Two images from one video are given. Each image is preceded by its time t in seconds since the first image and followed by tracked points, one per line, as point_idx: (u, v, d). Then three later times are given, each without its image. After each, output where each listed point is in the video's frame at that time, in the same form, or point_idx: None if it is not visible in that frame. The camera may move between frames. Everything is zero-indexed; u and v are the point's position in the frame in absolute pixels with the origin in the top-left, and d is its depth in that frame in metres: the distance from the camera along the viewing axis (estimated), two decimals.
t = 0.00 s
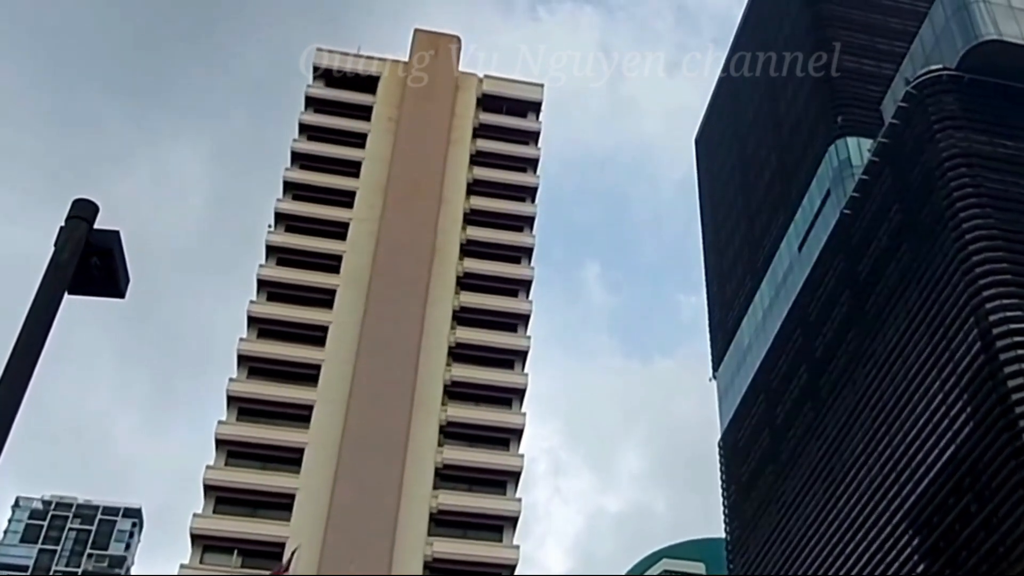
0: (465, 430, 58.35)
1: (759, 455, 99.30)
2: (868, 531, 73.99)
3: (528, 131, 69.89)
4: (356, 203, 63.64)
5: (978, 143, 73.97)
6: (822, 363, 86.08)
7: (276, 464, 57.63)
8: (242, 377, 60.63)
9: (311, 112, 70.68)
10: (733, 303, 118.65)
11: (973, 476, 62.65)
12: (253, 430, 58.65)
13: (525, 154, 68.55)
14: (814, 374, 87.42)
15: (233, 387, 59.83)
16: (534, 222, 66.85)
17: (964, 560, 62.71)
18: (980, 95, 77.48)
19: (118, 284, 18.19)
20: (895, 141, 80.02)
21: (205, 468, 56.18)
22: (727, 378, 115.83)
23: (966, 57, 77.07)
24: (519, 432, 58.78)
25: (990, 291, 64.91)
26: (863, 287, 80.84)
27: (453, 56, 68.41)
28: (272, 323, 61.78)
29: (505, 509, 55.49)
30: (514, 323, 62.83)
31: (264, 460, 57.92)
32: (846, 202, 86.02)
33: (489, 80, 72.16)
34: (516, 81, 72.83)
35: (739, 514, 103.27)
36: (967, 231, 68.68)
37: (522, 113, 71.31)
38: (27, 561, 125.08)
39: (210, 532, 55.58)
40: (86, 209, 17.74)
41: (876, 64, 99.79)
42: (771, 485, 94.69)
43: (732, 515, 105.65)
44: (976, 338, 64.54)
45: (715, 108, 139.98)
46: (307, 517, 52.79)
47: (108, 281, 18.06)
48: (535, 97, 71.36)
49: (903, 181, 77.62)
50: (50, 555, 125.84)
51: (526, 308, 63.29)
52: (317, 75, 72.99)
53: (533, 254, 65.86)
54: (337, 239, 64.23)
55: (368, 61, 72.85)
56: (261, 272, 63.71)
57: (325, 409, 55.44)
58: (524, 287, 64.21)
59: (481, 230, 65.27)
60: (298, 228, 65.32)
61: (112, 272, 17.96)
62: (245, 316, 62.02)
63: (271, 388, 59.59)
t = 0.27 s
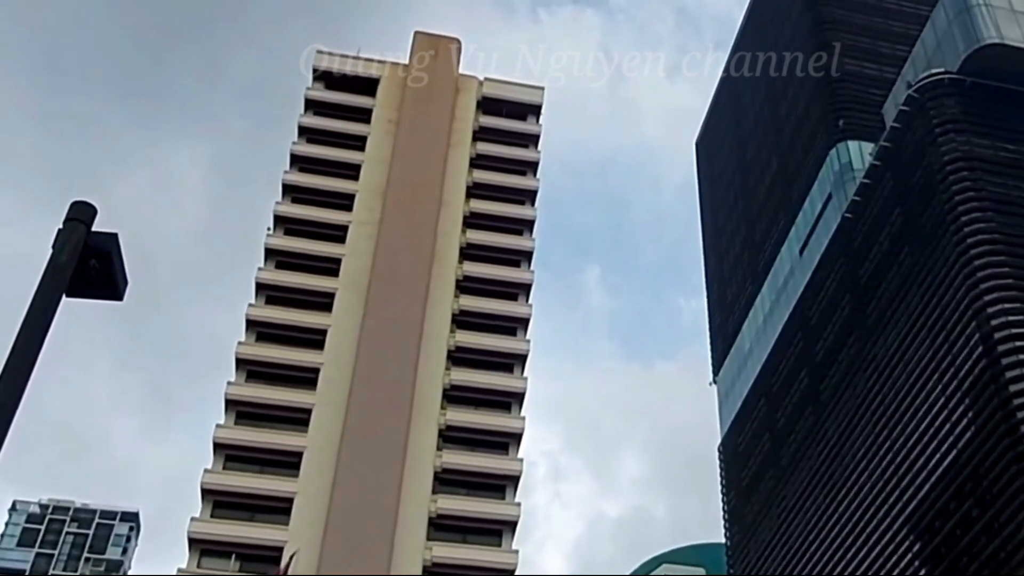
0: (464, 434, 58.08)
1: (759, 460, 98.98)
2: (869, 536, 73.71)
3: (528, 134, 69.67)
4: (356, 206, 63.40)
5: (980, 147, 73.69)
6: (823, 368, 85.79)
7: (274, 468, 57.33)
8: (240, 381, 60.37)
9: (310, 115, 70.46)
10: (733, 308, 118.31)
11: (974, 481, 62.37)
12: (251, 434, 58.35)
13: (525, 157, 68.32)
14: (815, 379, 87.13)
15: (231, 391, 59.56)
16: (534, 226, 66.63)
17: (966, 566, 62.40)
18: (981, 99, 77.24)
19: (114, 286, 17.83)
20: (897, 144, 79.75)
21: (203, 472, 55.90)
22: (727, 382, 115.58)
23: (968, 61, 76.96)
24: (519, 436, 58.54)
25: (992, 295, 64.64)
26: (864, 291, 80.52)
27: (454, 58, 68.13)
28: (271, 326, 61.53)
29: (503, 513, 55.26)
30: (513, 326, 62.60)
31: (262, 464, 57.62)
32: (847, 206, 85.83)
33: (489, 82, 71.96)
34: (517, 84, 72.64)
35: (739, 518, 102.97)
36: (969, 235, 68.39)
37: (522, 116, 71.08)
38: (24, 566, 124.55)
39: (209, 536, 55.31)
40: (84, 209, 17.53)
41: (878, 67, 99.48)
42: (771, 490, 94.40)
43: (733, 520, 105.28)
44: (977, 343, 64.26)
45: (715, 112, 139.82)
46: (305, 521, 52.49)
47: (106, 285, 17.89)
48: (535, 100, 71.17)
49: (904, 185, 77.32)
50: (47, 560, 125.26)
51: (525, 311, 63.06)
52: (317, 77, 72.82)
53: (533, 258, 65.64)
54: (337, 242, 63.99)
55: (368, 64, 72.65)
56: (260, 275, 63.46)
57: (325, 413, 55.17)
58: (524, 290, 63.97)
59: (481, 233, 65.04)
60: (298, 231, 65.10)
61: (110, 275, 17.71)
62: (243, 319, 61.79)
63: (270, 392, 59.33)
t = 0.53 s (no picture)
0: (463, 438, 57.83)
1: (759, 465, 98.71)
2: (870, 540, 73.41)
3: (528, 137, 69.49)
4: (355, 209, 63.26)
5: (981, 150, 73.50)
6: (823, 372, 85.54)
7: (272, 472, 57.03)
8: (239, 384, 60.14)
9: (309, 118, 70.29)
10: (733, 312, 118.06)
11: (975, 486, 62.12)
12: (249, 438, 58.08)
13: (525, 160, 68.12)
14: (815, 382, 86.87)
15: (229, 394, 59.31)
16: (533, 229, 66.44)
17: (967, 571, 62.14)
18: (983, 102, 77.02)
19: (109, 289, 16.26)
20: (898, 148, 79.51)
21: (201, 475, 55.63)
22: (727, 386, 115.40)
23: (969, 64, 76.73)
24: (518, 440, 58.32)
25: (992, 300, 64.41)
26: (865, 295, 80.25)
27: (453, 60, 67.86)
28: (269, 329, 61.29)
29: (503, 518, 55.01)
30: (513, 330, 62.37)
31: (260, 468, 57.35)
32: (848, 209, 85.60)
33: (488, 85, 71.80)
34: (516, 87, 72.50)
35: (739, 523, 102.69)
36: (970, 239, 68.16)
37: (522, 119, 70.91)
38: (21, 570, 124.13)
39: (206, 540, 55.05)
40: (83, 209, 16.39)
41: (879, 71, 99.27)
42: (771, 495, 94.14)
43: (733, 525, 104.95)
44: (978, 347, 64.01)
45: (715, 115, 139.69)
46: (303, 526, 52.22)
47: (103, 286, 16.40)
48: (535, 103, 71.02)
49: (905, 189, 77.07)
50: (44, 564, 124.73)
51: (525, 315, 62.84)
52: (316, 79, 72.67)
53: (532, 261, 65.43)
54: (335, 245, 63.78)
55: (367, 66, 72.50)
56: (258, 278, 63.24)
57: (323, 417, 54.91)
58: (524, 294, 63.75)
59: (480, 236, 64.84)
60: (296, 234, 64.91)
61: (109, 277, 16.32)
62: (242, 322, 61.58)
63: (268, 395, 59.09)
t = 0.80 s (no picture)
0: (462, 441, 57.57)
1: (759, 468, 98.51)
2: (870, 544, 73.17)
3: (528, 139, 69.27)
4: (354, 212, 63.36)
5: (982, 153, 73.29)
6: (823, 375, 85.36)
7: (271, 476, 56.79)
8: (237, 388, 59.90)
9: (308, 120, 70.04)
10: (733, 316, 117.82)
11: (976, 490, 61.89)
12: (248, 441, 57.86)
13: (525, 162, 67.89)
14: (815, 386, 86.66)
15: (227, 397, 59.06)
16: (533, 232, 66.20)
17: None
18: (984, 105, 76.80)
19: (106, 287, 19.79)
20: (898, 150, 79.29)
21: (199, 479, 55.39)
22: (727, 390, 115.22)
23: (969, 67, 76.61)
24: (518, 444, 58.10)
25: (993, 303, 64.19)
26: (865, 299, 80.03)
27: (453, 62, 67.44)
28: (267, 332, 61.04)
29: (502, 522, 54.78)
30: (513, 333, 62.14)
31: (259, 472, 57.11)
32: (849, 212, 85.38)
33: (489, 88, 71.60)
34: (516, 90, 72.27)
35: (739, 526, 102.45)
36: (971, 242, 67.95)
37: (522, 121, 70.67)
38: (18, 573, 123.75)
39: (204, 543, 54.78)
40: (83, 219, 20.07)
41: (879, 73, 99.09)
42: (771, 497, 93.90)
43: (733, 529, 104.69)
44: (979, 351, 63.81)
45: (716, 117, 139.48)
46: (301, 529, 51.97)
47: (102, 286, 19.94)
48: (535, 105, 70.80)
49: (906, 192, 76.86)
50: (41, 567, 124.58)
51: (525, 318, 62.61)
52: (315, 81, 72.46)
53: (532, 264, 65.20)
54: (334, 248, 63.51)
55: (367, 68, 72.28)
56: (257, 280, 62.99)
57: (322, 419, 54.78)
58: (524, 297, 63.51)
59: (480, 239, 64.61)
60: (295, 237, 64.67)
61: (107, 279, 20.13)
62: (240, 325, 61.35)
63: (267, 399, 58.85)
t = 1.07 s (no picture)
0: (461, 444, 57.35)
1: (759, 471, 98.30)
2: (870, 547, 72.92)
3: (527, 141, 69.02)
4: (352, 213, 63.21)
5: (983, 154, 73.06)
6: (823, 377, 85.11)
7: (269, 478, 56.54)
8: (235, 390, 59.65)
9: (307, 121, 69.80)
10: (733, 318, 117.65)
11: (977, 492, 61.68)
12: (245, 443, 57.63)
13: (524, 164, 67.63)
14: (816, 387, 86.45)
15: (225, 400, 58.83)
16: (532, 234, 65.95)
17: None
18: (985, 106, 76.54)
19: (104, 288, 21.81)
20: (899, 152, 79.08)
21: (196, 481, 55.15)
22: (727, 392, 115.03)
23: (971, 68, 76.40)
24: (516, 447, 57.88)
25: (994, 305, 63.99)
26: (866, 301, 79.78)
27: (452, 63, 67.45)
28: (265, 334, 60.80)
29: (500, 524, 54.53)
30: (512, 335, 61.88)
31: (256, 474, 56.87)
32: (850, 214, 85.06)
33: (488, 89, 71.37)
34: (515, 91, 72.02)
35: (739, 529, 102.23)
36: (972, 243, 67.75)
37: (521, 122, 70.42)
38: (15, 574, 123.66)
39: (202, 545, 54.55)
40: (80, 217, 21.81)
41: (880, 74, 98.88)
42: (771, 499, 93.69)
43: (732, 531, 104.58)
44: (980, 353, 63.58)
45: (715, 118, 139.26)
46: (298, 534, 51.73)
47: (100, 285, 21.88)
48: (534, 106, 70.56)
49: (906, 193, 76.63)
50: (38, 569, 124.46)
51: (524, 321, 62.38)
52: (314, 82, 72.22)
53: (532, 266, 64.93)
54: (333, 249, 63.27)
55: (365, 69, 72.05)
56: (255, 282, 62.75)
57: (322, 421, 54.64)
58: (523, 298, 63.26)
59: (478, 241, 64.37)
60: (294, 238, 64.43)
61: (102, 278, 21.88)
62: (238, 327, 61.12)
63: (265, 401, 58.63)
